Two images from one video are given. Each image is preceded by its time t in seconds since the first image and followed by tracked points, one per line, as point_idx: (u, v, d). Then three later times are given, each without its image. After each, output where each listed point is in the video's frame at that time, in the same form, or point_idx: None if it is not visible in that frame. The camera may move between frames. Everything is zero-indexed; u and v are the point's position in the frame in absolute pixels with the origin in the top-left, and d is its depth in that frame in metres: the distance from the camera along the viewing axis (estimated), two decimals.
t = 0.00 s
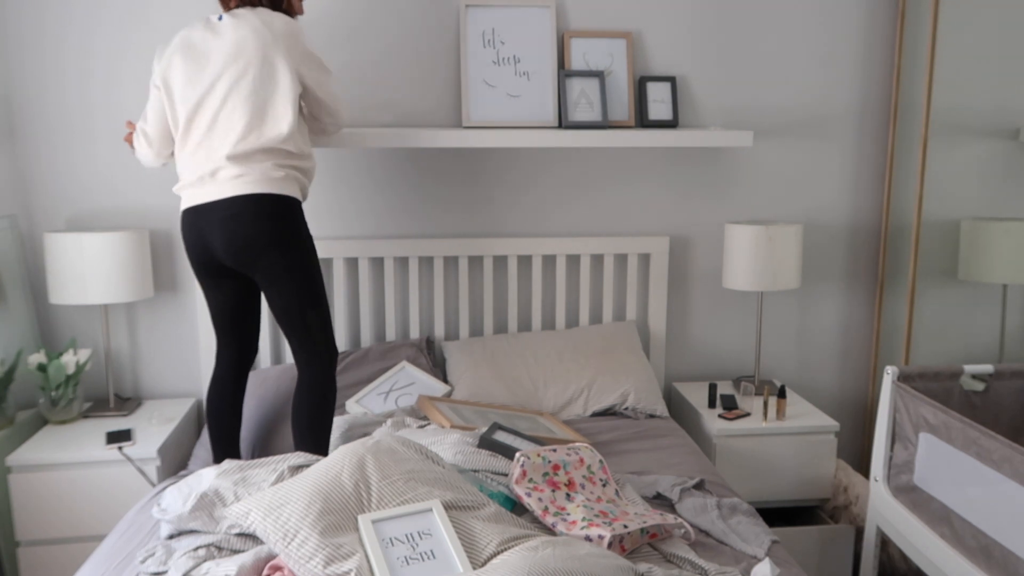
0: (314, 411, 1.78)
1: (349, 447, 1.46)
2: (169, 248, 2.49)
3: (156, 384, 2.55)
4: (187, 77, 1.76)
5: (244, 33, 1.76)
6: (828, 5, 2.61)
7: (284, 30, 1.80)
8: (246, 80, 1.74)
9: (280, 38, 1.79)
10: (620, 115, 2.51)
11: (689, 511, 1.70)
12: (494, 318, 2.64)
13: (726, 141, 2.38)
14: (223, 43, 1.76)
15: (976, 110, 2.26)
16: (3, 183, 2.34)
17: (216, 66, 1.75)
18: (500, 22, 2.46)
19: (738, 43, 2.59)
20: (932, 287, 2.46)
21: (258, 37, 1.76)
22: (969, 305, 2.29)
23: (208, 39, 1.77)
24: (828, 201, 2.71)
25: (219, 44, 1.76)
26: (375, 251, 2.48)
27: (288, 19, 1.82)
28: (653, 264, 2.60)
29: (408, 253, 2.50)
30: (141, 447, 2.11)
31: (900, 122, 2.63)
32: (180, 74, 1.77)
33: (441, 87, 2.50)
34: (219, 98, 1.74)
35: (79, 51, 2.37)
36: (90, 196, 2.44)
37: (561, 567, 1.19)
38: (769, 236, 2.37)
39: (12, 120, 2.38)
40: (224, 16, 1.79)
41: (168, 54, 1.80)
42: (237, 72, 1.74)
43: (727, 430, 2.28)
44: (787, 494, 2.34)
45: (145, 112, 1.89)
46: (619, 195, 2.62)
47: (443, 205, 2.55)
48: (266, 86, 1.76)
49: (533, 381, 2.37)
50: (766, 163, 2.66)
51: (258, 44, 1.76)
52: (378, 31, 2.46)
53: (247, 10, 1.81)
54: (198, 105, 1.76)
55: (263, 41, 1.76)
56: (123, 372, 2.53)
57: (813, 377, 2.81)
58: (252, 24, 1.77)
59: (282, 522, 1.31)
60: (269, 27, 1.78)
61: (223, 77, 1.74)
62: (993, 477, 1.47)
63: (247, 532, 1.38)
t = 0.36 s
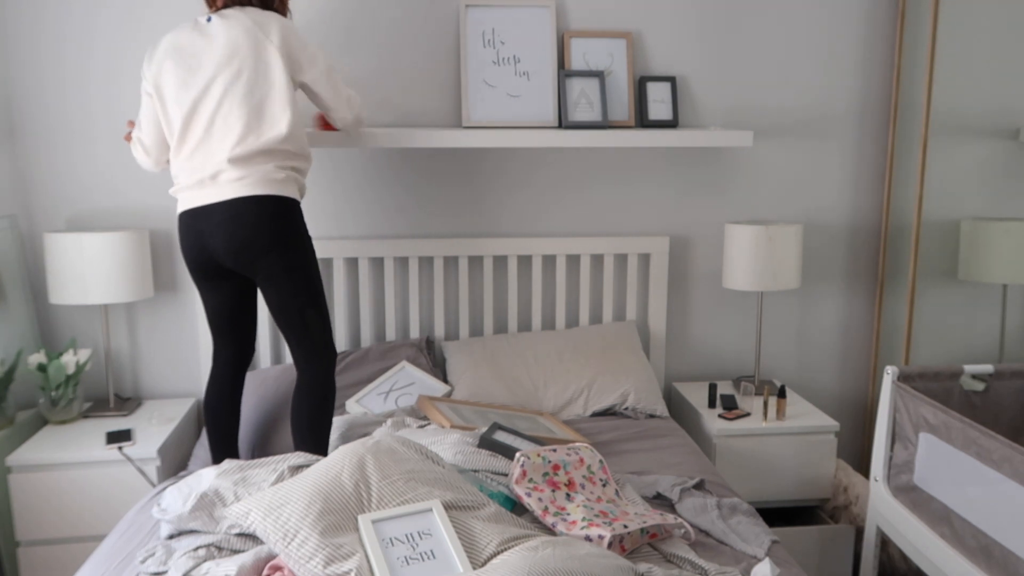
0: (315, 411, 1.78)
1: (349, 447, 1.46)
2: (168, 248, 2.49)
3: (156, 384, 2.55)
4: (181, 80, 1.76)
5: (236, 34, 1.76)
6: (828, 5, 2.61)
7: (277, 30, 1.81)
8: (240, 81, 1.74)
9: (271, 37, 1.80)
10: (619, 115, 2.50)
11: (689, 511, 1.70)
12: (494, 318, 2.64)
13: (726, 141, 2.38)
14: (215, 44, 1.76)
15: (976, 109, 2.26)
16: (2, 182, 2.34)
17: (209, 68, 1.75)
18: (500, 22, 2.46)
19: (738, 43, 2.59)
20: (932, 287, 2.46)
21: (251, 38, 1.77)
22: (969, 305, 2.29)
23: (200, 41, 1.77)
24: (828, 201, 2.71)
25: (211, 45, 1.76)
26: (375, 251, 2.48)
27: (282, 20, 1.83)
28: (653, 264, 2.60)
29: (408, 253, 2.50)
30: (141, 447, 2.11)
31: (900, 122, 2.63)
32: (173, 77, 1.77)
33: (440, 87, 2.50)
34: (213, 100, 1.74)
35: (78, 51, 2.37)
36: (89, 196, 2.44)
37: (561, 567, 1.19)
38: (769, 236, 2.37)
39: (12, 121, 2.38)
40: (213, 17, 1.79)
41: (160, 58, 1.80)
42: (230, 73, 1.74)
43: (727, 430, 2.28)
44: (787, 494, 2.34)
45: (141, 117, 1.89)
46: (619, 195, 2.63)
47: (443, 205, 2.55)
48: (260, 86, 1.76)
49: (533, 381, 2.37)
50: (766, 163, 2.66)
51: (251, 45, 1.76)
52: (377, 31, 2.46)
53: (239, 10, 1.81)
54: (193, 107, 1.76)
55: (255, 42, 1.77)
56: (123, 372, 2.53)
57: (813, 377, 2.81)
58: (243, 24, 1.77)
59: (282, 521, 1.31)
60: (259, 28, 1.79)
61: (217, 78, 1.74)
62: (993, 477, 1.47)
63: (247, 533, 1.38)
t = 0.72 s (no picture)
0: (312, 411, 1.78)
1: (349, 447, 1.46)
2: (169, 249, 2.49)
3: (156, 384, 2.55)
4: (183, 80, 1.76)
5: (237, 35, 1.75)
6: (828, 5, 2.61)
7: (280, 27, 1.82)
8: (245, 81, 1.74)
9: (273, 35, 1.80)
10: (619, 115, 2.50)
11: (689, 511, 1.70)
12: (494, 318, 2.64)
13: (726, 141, 2.38)
14: (217, 44, 1.75)
15: (976, 109, 2.26)
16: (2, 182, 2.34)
17: (212, 68, 1.74)
18: (500, 21, 2.46)
19: (738, 43, 2.59)
20: (932, 287, 2.46)
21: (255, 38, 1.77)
22: (969, 305, 2.29)
23: (199, 41, 1.76)
24: (828, 201, 2.71)
25: (214, 44, 1.75)
26: (375, 252, 2.48)
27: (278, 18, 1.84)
28: (653, 264, 2.60)
29: (408, 253, 2.50)
30: (141, 447, 2.11)
31: (900, 122, 2.63)
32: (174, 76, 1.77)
33: (441, 87, 2.50)
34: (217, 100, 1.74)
35: (78, 51, 2.37)
36: (89, 196, 2.44)
37: (561, 567, 1.19)
38: (769, 236, 2.37)
39: (12, 121, 2.38)
40: (213, 19, 1.78)
41: (160, 57, 1.78)
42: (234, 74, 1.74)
43: (727, 430, 2.28)
44: (787, 494, 2.34)
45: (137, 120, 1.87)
46: (619, 195, 2.63)
47: (443, 205, 2.56)
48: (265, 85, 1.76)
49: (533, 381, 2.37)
50: (766, 163, 2.66)
51: (255, 44, 1.76)
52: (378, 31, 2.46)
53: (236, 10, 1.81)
54: (195, 107, 1.75)
55: (258, 41, 1.77)
56: (123, 372, 2.53)
57: (813, 377, 2.81)
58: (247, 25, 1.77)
59: (282, 521, 1.31)
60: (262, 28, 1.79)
61: (220, 79, 1.74)
62: (993, 477, 1.47)
63: (247, 533, 1.38)
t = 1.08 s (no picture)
0: (316, 408, 1.78)
1: (349, 447, 1.46)
2: (169, 248, 2.49)
3: (156, 384, 2.55)
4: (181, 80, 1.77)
5: (237, 35, 1.74)
6: (828, 5, 2.61)
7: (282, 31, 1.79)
8: (237, 83, 1.73)
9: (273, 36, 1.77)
10: (620, 115, 2.50)
11: (689, 511, 1.70)
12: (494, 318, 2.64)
13: (726, 141, 2.38)
14: (217, 44, 1.74)
15: (976, 109, 2.26)
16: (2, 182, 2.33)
17: (207, 71, 1.74)
18: (500, 21, 2.46)
19: (739, 43, 2.59)
20: (932, 287, 2.46)
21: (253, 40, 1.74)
22: (969, 305, 2.29)
23: (202, 40, 1.76)
24: (828, 201, 2.71)
25: (212, 47, 1.75)
26: (376, 252, 2.48)
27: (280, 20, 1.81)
28: (653, 264, 2.60)
29: (408, 253, 2.50)
30: (141, 447, 2.11)
31: (901, 122, 2.63)
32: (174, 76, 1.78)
33: (441, 87, 2.50)
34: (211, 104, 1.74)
35: (78, 51, 2.37)
36: (89, 196, 2.44)
37: (561, 567, 1.19)
38: (769, 236, 2.37)
39: (13, 122, 2.38)
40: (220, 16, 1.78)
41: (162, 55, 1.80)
42: (228, 76, 1.73)
43: (727, 430, 2.28)
44: (786, 494, 2.34)
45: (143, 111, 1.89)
46: (619, 196, 2.63)
47: (443, 205, 2.56)
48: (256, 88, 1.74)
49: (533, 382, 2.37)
50: (766, 164, 2.66)
51: (250, 48, 1.74)
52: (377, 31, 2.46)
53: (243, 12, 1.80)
54: (192, 108, 1.77)
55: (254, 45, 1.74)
56: (123, 372, 2.53)
57: (812, 377, 2.81)
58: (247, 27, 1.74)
59: (282, 522, 1.31)
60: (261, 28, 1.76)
61: (215, 79, 1.73)
62: (993, 477, 1.47)
63: (247, 532, 1.38)
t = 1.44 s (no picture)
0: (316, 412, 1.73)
1: (349, 447, 1.46)
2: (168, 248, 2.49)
3: (156, 384, 2.55)
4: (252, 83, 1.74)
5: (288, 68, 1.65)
6: (828, 5, 2.61)
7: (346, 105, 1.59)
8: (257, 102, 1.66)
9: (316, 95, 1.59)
10: (619, 115, 2.50)
11: (689, 511, 1.70)
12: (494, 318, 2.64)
13: (726, 142, 2.38)
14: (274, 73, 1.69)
15: (977, 109, 2.25)
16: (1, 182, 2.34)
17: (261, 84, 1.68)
18: (500, 21, 2.46)
19: (739, 43, 2.59)
20: (933, 287, 2.46)
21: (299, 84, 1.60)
22: (969, 305, 2.29)
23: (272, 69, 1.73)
24: (828, 201, 2.70)
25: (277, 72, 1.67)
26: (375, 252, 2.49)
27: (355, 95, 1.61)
28: (653, 264, 2.60)
29: (408, 253, 2.50)
30: (141, 447, 2.11)
31: (901, 122, 2.63)
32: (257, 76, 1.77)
33: (440, 87, 2.50)
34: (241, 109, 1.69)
35: (77, 50, 2.37)
36: (89, 196, 2.44)
37: (561, 567, 1.19)
38: (769, 237, 2.37)
39: (12, 122, 2.38)
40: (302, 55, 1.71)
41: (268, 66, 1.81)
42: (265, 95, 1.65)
43: (727, 429, 2.27)
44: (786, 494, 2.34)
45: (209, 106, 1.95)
46: (619, 195, 2.63)
47: (442, 205, 2.56)
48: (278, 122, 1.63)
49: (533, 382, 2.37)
50: (766, 163, 2.66)
51: (297, 91, 1.59)
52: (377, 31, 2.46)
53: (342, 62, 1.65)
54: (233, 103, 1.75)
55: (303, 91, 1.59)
56: (123, 372, 2.53)
57: (812, 377, 2.80)
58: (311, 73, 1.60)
59: (282, 521, 1.31)
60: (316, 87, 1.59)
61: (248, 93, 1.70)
62: (993, 477, 1.47)
63: (247, 533, 1.38)
